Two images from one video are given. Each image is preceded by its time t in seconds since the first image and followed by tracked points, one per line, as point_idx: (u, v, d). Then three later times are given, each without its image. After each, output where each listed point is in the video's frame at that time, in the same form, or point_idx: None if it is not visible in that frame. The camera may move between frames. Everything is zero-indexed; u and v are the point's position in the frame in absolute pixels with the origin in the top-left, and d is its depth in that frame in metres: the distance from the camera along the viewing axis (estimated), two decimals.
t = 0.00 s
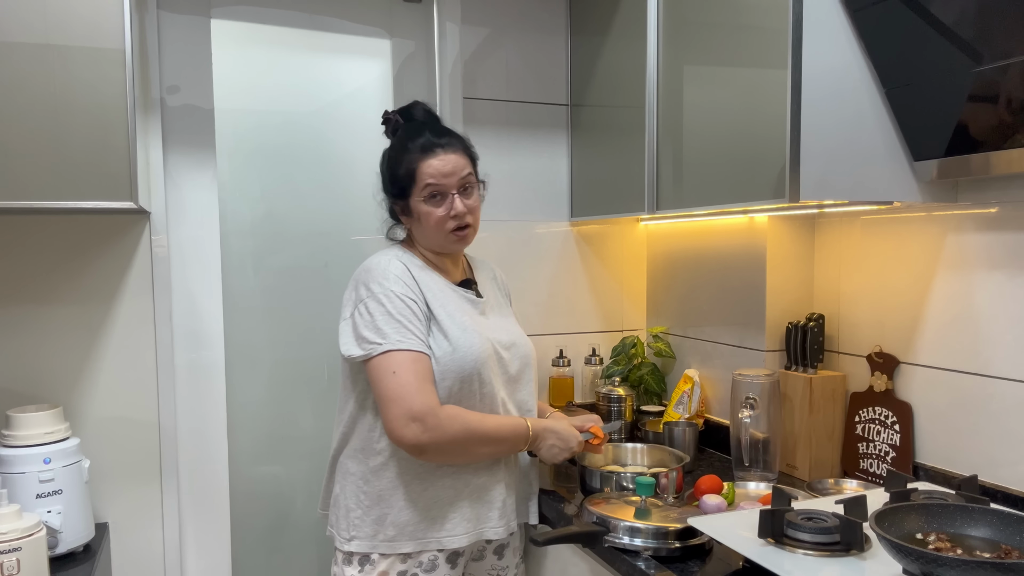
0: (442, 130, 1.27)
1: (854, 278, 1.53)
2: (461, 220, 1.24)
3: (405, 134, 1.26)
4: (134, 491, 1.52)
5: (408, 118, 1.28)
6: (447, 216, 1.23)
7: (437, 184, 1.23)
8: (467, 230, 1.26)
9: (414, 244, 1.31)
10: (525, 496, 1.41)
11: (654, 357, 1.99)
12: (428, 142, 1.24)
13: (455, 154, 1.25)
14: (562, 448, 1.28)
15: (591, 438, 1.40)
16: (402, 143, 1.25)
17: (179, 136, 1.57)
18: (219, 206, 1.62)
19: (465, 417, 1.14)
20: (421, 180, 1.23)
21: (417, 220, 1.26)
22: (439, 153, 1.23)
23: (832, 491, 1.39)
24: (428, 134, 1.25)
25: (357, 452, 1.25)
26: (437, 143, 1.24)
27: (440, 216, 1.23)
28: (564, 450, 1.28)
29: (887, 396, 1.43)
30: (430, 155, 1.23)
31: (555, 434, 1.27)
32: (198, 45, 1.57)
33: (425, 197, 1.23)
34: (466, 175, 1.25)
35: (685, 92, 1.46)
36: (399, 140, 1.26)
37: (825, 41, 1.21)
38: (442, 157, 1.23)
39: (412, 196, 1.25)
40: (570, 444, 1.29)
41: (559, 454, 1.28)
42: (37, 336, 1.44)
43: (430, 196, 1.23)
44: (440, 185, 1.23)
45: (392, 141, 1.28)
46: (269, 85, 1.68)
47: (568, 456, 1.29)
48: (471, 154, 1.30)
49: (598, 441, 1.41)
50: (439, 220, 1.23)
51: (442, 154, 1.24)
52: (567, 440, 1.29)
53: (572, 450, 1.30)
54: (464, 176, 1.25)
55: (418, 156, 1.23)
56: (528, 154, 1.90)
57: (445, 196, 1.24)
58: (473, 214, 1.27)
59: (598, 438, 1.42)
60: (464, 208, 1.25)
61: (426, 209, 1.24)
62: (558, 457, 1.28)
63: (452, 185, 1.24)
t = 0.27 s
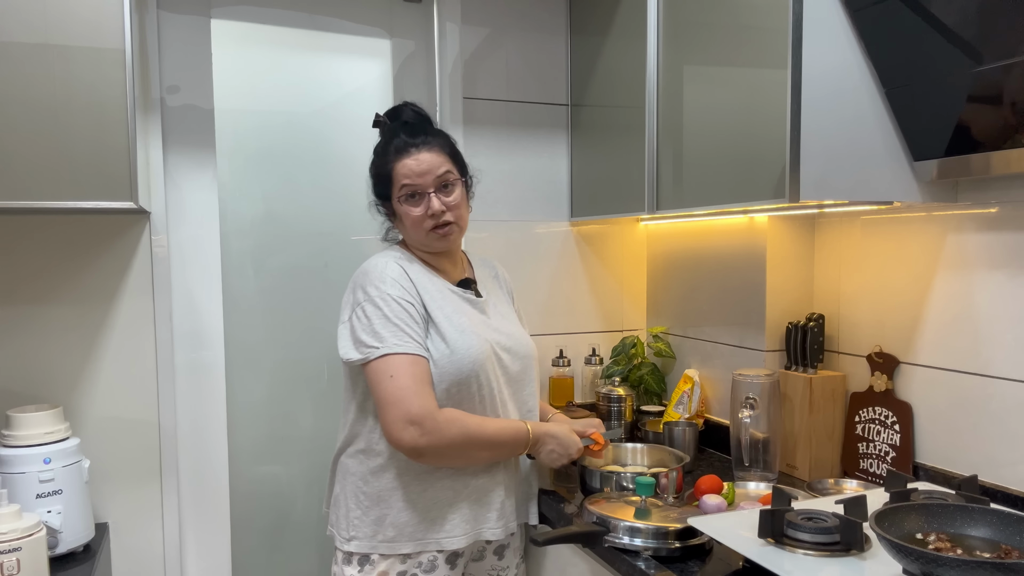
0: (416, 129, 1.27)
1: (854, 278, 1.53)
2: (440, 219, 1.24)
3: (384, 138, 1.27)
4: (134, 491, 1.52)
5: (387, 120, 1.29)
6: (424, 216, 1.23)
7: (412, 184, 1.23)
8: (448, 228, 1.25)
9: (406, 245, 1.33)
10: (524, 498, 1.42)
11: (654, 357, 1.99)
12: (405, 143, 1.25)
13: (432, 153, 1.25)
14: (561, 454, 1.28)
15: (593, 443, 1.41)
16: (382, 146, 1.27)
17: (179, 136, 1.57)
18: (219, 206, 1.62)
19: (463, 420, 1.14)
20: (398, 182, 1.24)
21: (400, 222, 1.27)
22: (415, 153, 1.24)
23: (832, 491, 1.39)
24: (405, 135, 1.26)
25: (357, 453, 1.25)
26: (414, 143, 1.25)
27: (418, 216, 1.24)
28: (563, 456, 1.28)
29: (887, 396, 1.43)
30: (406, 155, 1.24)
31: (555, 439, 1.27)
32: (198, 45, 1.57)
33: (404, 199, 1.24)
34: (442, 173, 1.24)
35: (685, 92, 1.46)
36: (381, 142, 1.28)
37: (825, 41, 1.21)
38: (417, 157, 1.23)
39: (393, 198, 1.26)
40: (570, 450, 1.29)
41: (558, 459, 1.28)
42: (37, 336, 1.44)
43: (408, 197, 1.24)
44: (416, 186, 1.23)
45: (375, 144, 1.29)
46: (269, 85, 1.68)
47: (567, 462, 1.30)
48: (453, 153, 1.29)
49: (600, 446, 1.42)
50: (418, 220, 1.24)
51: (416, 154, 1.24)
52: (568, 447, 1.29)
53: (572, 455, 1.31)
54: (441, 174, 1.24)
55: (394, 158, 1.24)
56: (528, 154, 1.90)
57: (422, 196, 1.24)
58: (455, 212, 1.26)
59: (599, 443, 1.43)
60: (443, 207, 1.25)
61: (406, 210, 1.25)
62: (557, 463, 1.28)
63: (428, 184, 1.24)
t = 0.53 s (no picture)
0: (418, 130, 1.27)
1: (854, 278, 1.53)
2: (439, 221, 1.24)
3: (385, 137, 1.28)
4: (134, 491, 1.52)
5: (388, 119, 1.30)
6: (424, 217, 1.23)
7: (412, 185, 1.23)
8: (447, 230, 1.25)
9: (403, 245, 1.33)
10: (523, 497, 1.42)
11: (654, 357, 1.99)
12: (406, 143, 1.25)
13: (433, 154, 1.25)
14: (559, 455, 1.29)
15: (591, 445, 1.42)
16: (383, 146, 1.27)
17: (179, 136, 1.57)
18: (219, 206, 1.62)
19: (460, 419, 1.14)
20: (397, 182, 1.24)
21: (399, 221, 1.27)
22: (416, 154, 1.24)
23: (832, 491, 1.39)
24: (406, 136, 1.26)
25: (356, 453, 1.25)
26: (415, 144, 1.25)
27: (417, 217, 1.24)
28: (561, 457, 1.29)
29: (887, 396, 1.43)
30: (407, 156, 1.24)
31: (553, 441, 1.27)
32: (198, 45, 1.57)
33: (403, 199, 1.24)
34: (443, 176, 1.24)
35: (685, 92, 1.46)
36: (382, 141, 1.28)
37: (825, 41, 1.21)
38: (418, 158, 1.23)
39: (393, 198, 1.26)
40: (568, 452, 1.30)
41: (555, 460, 1.29)
42: (36, 335, 1.44)
43: (407, 197, 1.24)
44: (416, 186, 1.23)
45: (376, 143, 1.30)
46: (269, 85, 1.68)
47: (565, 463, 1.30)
48: (454, 156, 1.29)
49: (598, 446, 1.43)
50: (417, 221, 1.24)
51: (417, 155, 1.24)
52: (566, 448, 1.30)
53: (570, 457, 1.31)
54: (441, 176, 1.24)
55: (395, 158, 1.24)
56: (528, 154, 1.90)
57: (422, 197, 1.24)
58: (454, 215, 1.26)
59: (597, 444, 1.43)
60: (443, 209, 1.25)
61: (405, 210, 1.25)
62: (555, 463, 1.29)
63: (428, 186, 1.24)
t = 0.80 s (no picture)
0: (418, 128, 1.27)
1: (854, 278, 1.53)
2: (433, 217, 1.24)
3: (384, 135, 1.28)
4: (134, 491, 1.52)
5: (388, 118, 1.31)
6: (418, 213, 1.23)
7: (407, 180, 1.23)
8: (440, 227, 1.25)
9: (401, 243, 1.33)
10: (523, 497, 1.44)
11: (654, 357, 1.99)
12: (404, 140, 1.25)
13: (429, 151, 1.25)
14: (559, 455, 1.29)
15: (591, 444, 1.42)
16: (382, 142, 1.28)
17: (179, 136, 1.57)
18: (219, 206, 1.62)
19: (460, 418, 1.14)
20: (393, 177, 1.24)
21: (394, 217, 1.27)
22: (412, 150, 1.24)
23: (832, 491, 1.39)
24: (405, 133, 1.27)
25: (355, 453, 1.25)
26: (413, 141, 1.25)
27: (411, 212, 1.24)
28: (561, 457, 1.29)
29: (887, 396, 1.43)
30: (404, 151, 1.24)
31: (553, 440, 1.27)
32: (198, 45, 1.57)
33: (398, 194, 1.25)
34: (438, 172, 1.24)
35: (685, 92, 1.46)
36: (382, 138, 1.29)
37: (825, 41, 1.21)
38: (415, 153, 1.24)
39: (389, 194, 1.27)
40: (568, 452, 1.30)
41: (555, 460, 1.29)
42: (37, 335, 1.44)
43: (402, 193, 1.24)
44: (410, 182, 1.23)
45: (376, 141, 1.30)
46: (269, 85, 1.68)
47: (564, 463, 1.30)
48: (452, 153, 1.29)
49: (598, 446, 1.43)
50: (410, 217, 1.24)
51: (413, 151, 1.24)
52: (566, 448, 1.30)
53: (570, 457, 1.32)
54: (437, 172, 1.24)
55: (391, 153, 1.25)
56: (528, 154, 1.90)
57: (417, 192, 1.24)
58: (449, 211, 1.26)
59: (597, 444, 1.43)
60: (437, 205, 1.24)
61: (400, 206, 1.25)
62: (555, 463, 1.29)
63: (422, 182, 1.23)
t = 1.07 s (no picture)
0: (423, 126, 1.28)
1: (854, 278, 1.53)
2: (431, 214, 1.24)
3: (390, 131, 1.29)
4: (133, 491, 1.52)
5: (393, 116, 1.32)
6: (415, 208, 1.24)
7: (408, 175, 1.24)
8: (438, 225, 1.25)
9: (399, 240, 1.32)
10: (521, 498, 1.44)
11: (654, 357, 1.99)
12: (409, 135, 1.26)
13: (432, 148, 1.25)
14: (558, 455, 1.29)
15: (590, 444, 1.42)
16: (387, 138, 1.29)
17: (179, 136, 1.57)
18: (219, 206, 1.62)
19: (460, 416, 1.14)
20: (395, 172, 1.25)
21: (393, 212, 1.27)
22: (416, 146, 1.25)
23: (832, 491, 1.39)
24: (410, 130, 1.27)
25: (354, 453, 1.25)
26: (417, 137, 1.26)
27: (410, 207, 1.24)
28: (560, 457, 1.29)
29: (887, 396, 1.43)
30: (407, 147, 1.25)
31: (552, 440, 1.28)
32: (198, 45, 1.57)
33: (398, 188, 1.25)
34: (439, 169, 1.25)
35: (685, 92, 1.46)
36: (387, 134, 1.29)
37: (825, 41, 1.21)
38: (417, 150, 1.24)
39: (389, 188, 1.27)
40: (567, 452, 1.30)
41: (554, 460, 1.29)
42: (37, 335, 1.44)
43: (403, 187, 1.24)
44: (412, 177, 1.24)
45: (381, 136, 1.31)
46: (269, 85, 1.68)
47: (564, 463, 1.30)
48: (454, 153, 1.30)
49: (597, 446, 1.43)
50: (409, 212, 1.24)
51: (416, 147, 1.25)
52: (565, 447, 1.30)
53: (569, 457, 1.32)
54: (438, 170, 1.24)
55: (395, 148, 1.25)
56: (528, 154, 1.90)
57: (417, 188, 1.24)
58: (447, 209, 1.26)
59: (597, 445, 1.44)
60: (436, 202, 1.25)
61: (399, 200, 1.25)
62: (555, 463, 1.30)
63: (424, 178, 1.24)
